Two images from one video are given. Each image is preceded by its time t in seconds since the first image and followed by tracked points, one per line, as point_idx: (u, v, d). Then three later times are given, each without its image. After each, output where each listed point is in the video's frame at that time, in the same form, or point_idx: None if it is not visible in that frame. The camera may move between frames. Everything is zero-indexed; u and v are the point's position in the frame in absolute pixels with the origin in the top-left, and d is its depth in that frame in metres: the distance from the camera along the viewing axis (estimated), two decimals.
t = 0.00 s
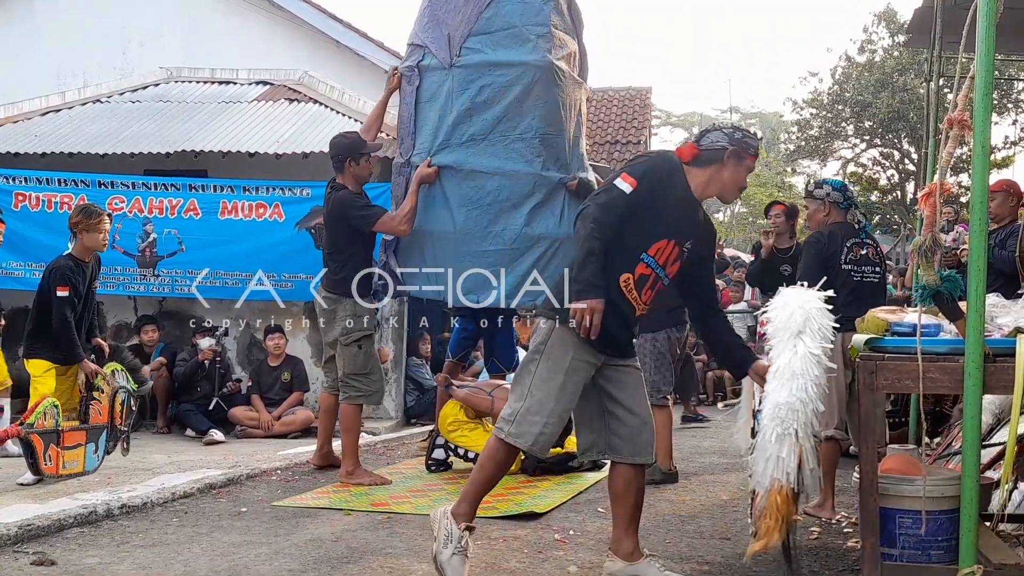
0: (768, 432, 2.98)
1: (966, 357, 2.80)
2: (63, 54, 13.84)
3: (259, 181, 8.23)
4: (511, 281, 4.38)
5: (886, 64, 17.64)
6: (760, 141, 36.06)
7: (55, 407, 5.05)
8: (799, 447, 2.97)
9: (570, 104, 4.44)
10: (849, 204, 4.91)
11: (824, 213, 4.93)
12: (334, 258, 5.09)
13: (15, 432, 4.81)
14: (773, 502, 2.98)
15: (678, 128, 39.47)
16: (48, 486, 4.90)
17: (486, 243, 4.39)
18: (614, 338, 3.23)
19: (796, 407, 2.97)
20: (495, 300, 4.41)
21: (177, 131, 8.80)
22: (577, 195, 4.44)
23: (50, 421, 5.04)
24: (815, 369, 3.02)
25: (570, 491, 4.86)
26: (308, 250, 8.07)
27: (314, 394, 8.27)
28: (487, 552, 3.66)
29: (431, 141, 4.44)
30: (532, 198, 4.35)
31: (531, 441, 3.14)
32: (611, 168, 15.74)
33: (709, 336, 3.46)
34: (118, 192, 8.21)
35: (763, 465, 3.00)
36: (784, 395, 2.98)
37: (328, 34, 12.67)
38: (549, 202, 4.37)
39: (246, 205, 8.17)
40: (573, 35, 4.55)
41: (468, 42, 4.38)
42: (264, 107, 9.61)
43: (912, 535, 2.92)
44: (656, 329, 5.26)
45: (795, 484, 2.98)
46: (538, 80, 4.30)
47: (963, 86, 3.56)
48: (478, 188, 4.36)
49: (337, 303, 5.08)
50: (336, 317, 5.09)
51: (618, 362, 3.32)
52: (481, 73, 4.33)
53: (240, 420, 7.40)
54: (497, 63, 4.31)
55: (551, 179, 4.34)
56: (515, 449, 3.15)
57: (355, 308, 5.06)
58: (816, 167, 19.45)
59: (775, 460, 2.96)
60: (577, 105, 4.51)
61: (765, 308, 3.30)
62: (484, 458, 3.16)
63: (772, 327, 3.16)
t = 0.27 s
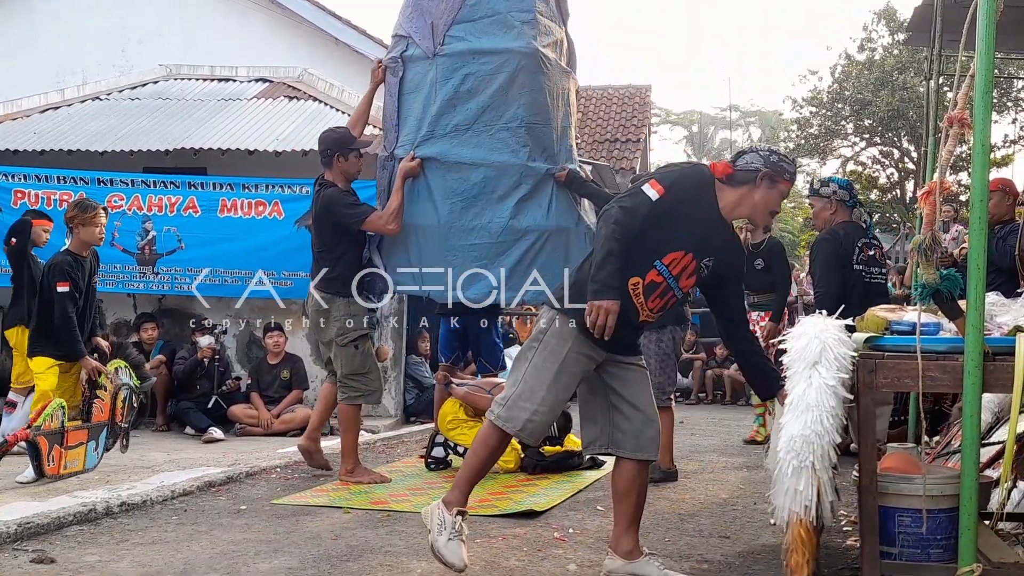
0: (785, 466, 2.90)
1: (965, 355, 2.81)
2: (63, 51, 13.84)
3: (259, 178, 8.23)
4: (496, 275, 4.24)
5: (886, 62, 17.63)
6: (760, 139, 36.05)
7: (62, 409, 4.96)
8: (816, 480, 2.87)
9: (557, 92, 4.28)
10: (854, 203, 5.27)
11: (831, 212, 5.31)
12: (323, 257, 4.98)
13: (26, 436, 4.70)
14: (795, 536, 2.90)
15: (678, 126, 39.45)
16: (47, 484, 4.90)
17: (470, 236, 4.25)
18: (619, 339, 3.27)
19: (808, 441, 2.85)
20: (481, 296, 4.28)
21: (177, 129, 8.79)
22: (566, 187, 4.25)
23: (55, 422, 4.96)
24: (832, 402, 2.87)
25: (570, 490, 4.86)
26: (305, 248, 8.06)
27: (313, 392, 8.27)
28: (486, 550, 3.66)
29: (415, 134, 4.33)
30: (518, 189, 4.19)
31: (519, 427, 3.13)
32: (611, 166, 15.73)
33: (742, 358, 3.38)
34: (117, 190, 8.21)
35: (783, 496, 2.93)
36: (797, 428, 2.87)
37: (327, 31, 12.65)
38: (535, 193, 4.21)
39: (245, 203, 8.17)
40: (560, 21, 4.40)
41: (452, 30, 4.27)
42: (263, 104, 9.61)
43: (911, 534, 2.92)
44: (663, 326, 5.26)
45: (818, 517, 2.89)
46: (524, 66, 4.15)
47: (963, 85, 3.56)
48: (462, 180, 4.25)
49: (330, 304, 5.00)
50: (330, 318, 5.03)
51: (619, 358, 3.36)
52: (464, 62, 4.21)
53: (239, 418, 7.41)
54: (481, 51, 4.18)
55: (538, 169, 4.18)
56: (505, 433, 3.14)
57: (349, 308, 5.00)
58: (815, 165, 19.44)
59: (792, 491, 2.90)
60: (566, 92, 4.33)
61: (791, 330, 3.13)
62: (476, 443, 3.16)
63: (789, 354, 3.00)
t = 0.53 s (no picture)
0: (784, 488, 2.87)
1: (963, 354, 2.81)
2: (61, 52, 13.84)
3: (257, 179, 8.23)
4: (474, 279, 4.20)
5: (883, 62, 17.64)
6: (758, 139, 36.07)
7: (61, 409, 4.95)
8: (814, 505, 2.84)
9: (540, 92, 4.30)
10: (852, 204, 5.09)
11: (827, 213, 5.14)
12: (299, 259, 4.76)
13: (24, 435, 4.70)
14: (788, 559, 2.89)
15: (676, 126, 39.47)
16: (44, 485, 4.89)
17: (449, 238, 4.21)
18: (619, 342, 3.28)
19: (810, 467, 2.82)
20: (458, 300, 4.22)
21: (174, 130, 8.79)
22: (549, 190, 4.27)
23: (54, 422, 4.95)
24: (839, 430, 2.83)
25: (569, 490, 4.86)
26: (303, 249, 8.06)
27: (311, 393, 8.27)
28: (485, 550, 3.67)
29: (395, 132, 4.33)
30: (498, 190, 4.19)
31: (518, 424, 3.13)
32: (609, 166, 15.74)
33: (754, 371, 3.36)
34: (115, 191, 8.21)
35: (779, 519, 2.91)
36: (800, 451, 2.84)
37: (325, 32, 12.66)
38: (516, 194, 4.22)
39: (243, 204, 8.17)
40: (544, 21, 4.45)
41: (434, 28, 4.30)
42: (261, 105, 9.61)
43: (909, 533, 2.91)
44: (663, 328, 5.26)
45: (812, 540, 2.88)
46: (507, 64, 4.16)
47: (960, 85, 3.57)
48: (442, 179, 4.22)
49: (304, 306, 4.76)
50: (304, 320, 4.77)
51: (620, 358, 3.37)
52: (446, 59, 4.23)
53: (238, 419, 7.42)
54: (463, 48, 4.21)
55: (518, 170, 4.19)
56: (502, 429, 3.15)
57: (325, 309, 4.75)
58: (813, 166, 19.46)
59: (790, 514, 2.87)
60: (548, 94, 4.37)
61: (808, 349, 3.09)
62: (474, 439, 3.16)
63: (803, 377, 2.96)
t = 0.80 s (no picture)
0: (805, 511, 2.77)
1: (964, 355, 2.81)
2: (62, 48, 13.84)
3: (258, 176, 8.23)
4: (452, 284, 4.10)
5: (885, 63, 17.63)
6: (759, 139, 36.06)
7: (63, 406, 4.95)
8: (836, 527, 2.75)
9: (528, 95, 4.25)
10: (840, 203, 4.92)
11: (816, 213, 4.99)
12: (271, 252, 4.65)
13: (27, 433, 4.70)
14: None
15: (677, 126, 39.45)
16: (44, 481, 4.89)
17: (426, 240, 4.13)
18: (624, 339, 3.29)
19: (832, 488, 2.74)
20: (434, 305, 4.10)
21: (176, 127, 8.80)
22: (534, 195, 4.17)
23: (57, 420, 4.96)
24: (857, 448, 2.76)
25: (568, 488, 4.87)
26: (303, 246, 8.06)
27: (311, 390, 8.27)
28: (485, 548, 3.67)
29: (376, 130, 4.26)
30: (477, 192, 4.11)
31: (528, 427, 3.12)
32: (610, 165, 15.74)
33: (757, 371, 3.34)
34: (116, 187, 8.21)
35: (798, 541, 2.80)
36: (821, 473, 2.75)
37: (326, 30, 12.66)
38: (498, 197, 4.12)
39: (244, 201, 8.16)
40: (534, 24, 4.42)
41: (420, 26, 4.24)
42: (262, 102, 9.61)
43: (909, 533, 2.88)
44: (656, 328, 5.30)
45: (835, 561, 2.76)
46: (492, 61, 4.12)
47: (962, 85, 3.57)
48: (420, 179, 4.15)
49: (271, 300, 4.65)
50: (270, 314, 4.66)
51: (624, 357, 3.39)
52: (431, 56, 4.18)
53: (239, 416, 7.47)
54: (447, 45, 4.16)
55: (500, 172, 4.11)
56: (513, 433, 3.13)
57: (291, 304, 4.63)
58: (814, 166, 19.47)
59: (812, 538, 2.76)
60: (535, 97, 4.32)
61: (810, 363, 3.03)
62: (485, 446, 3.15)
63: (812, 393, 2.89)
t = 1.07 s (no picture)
0: (799, 528, 2.76)
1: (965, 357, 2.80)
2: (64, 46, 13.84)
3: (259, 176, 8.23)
4: (432, 294, 4.07)
5: (886, 64, 17.63)
6: (760, 140, 36.07)
7: (68, 405, 4.97)
8: (832, 545, 2.73)
9: (516, 98, 4.26)
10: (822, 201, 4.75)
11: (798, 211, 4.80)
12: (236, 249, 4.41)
13: (32, 432, 4.73)
14: None
15: (678, 126, 39.45)
16: (44, 480, 4.90)
17: (407, 247, 4.09)
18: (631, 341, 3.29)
19: (827, 508, 2.70)
20: (414, 315, 4.06)
21: (177, 126, 8.80)
22: (521, 203, 4.13)
23: (61, 419, 4.97)
24: (853, 467, 2.72)
25: (567, 490, 4.88)
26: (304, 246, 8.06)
27: (311, 390, 8.27)
28: (486, 549, 3.67)
29: (358, 135, 4.24)
30: (461, 198, 4.08)
31: (557, 441, 3.10)
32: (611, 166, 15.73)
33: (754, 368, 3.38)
34: (117, 186, 8.21)
35: (795, 559, 2.78)
36: (816, 492, 2.72)
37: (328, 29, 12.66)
38: (483, 202, 4.10)
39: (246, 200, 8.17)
40: (522, 30, 4.47)
41: (404, 30, 4.25)
42: (264, 102, 9.61)
43: (909, 536, 2.86)
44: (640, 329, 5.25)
45: None
46: (478, 65, 4.12)
47: (964, 86, 3.58)
48: (402, 185, 4.11)
49: (227, 295, 4.39)
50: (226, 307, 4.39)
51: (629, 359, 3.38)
52: (415, 59, 4.18)
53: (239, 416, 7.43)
54: (432, 47, 4.16)
55: (485, 178, 4.08)
56: (545, 451, 3.09)
57: (247, 301, 4.35)
58: (815, 166, 19.47)
59: (807, 554, 2.74)
60: (523, 101, 4.32)
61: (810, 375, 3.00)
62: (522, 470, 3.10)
63: (810, 409, 2.86)
